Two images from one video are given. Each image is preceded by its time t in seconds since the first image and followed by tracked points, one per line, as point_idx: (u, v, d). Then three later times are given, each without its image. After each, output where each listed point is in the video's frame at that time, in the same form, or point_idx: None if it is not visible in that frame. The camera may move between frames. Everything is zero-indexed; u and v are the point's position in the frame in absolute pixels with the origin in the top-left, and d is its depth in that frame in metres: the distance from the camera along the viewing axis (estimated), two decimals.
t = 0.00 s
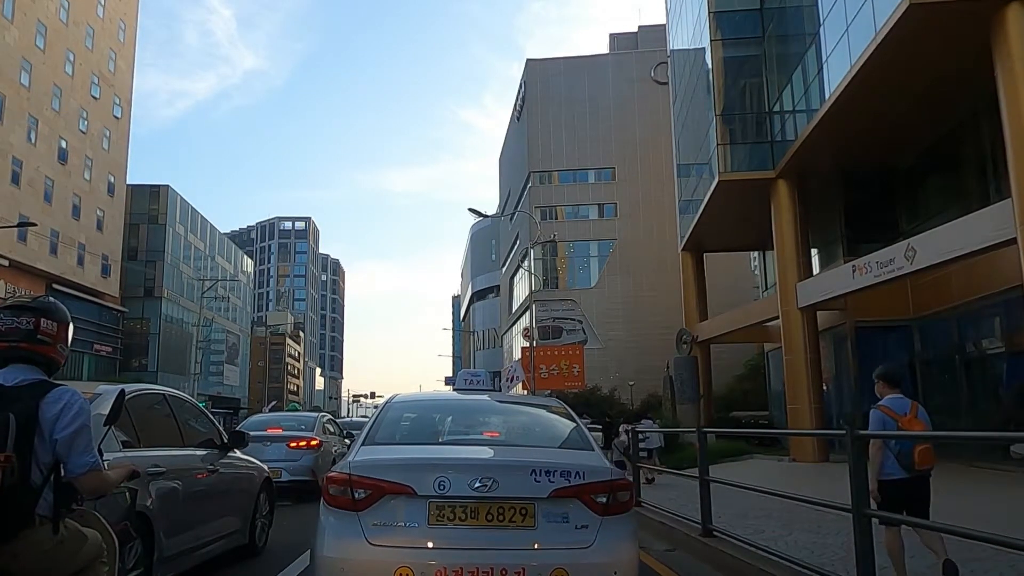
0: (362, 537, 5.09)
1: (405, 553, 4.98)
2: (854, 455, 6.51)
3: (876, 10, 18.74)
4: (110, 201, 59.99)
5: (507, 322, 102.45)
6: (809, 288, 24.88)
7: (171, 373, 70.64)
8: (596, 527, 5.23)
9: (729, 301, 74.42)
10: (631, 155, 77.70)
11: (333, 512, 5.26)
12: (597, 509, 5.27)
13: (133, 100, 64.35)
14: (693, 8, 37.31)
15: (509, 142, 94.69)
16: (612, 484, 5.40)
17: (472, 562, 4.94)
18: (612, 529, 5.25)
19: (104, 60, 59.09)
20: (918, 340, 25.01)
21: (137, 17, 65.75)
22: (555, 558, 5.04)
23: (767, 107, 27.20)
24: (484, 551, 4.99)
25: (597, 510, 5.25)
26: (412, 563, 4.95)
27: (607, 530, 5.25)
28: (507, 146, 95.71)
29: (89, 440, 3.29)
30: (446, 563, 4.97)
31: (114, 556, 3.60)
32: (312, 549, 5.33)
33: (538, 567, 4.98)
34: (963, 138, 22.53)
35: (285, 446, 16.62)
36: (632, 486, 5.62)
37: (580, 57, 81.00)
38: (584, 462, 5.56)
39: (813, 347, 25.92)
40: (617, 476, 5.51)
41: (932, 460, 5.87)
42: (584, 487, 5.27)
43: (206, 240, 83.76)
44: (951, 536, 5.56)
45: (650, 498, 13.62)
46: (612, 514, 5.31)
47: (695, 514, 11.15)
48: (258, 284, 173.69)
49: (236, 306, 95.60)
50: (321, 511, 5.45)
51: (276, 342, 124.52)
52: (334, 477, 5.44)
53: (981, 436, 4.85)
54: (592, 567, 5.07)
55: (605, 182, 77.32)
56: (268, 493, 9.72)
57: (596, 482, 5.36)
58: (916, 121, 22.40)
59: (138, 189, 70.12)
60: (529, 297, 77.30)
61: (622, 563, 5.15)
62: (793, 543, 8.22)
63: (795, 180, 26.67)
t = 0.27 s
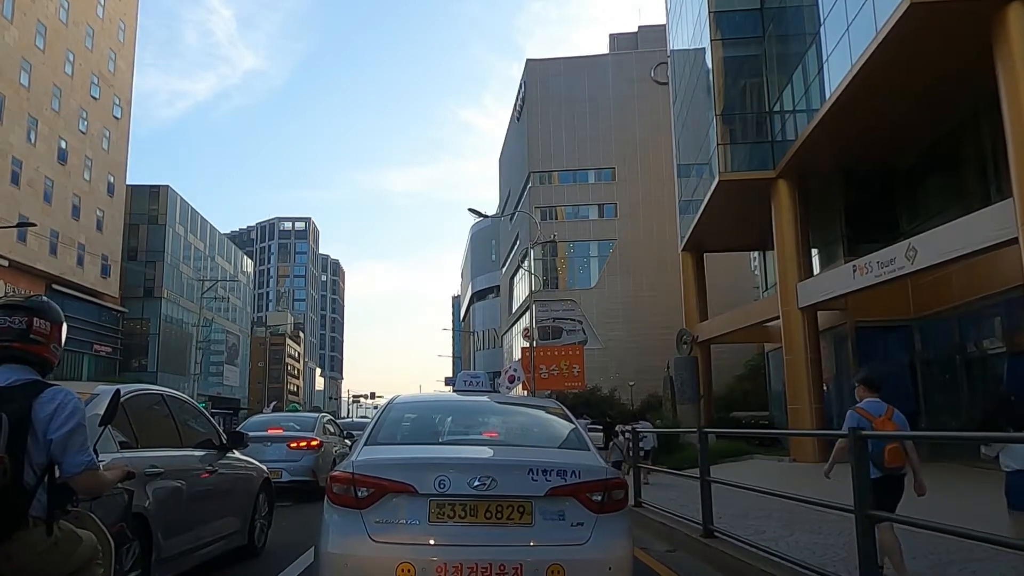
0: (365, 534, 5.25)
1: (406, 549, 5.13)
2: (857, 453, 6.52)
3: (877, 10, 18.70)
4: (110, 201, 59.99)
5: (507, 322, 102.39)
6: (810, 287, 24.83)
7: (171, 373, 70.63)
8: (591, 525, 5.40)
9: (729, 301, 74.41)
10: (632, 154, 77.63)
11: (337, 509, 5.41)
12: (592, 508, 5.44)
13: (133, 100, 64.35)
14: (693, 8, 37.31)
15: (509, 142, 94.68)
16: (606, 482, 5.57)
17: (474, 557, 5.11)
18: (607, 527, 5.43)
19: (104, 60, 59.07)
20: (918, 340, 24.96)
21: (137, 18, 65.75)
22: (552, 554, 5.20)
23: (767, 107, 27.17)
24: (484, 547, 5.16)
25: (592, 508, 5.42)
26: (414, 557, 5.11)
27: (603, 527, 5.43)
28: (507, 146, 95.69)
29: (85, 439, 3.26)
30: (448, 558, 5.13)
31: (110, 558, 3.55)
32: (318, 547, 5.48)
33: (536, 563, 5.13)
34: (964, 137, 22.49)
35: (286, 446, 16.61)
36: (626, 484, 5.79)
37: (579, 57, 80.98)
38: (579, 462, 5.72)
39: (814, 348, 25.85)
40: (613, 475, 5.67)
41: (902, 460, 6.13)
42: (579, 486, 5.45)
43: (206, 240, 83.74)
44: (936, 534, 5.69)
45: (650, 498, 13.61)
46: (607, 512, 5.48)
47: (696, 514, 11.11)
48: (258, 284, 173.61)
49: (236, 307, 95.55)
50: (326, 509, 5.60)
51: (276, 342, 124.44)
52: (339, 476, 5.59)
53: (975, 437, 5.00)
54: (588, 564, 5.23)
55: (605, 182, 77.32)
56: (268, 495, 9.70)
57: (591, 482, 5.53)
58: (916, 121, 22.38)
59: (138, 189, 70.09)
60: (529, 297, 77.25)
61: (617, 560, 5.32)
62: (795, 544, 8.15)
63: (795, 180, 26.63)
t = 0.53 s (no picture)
0: (367, 531, 5.22)
1: (409, 545, 5.10)
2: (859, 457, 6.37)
3: (879, 8, 18.63)
4: (110, 201, 59.97)
5: (507, 322, 102.39)
6: (810, 287, 24.77)
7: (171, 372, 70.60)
8: (586, 521, 5.36)
9: (729, 301, 74.41)
10: (632, 154, 77.59)
11: (340, 507, 5.36)
12: (588, 505, 5.40)
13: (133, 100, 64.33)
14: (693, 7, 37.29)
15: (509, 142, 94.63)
16: (602, 480, 5.52)
17: (474, 553, 5.08)
18: (604, 523, 5.38)
19: (104, 60, 59.00)
20: (919, 340, 24.95)
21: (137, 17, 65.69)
22: (550, 550, 5.18)
23: (768, 106, 27.13)
24: (482, 543, 5.12)
25: (588, 504, 5.38)
26: (415, 554, 5.08)
27: (598, 523, 5.39)
28: (507, 146, 95.65)
29: (77, 438, 3.21)
30: (449, 553, 5.11)
31: (104, 560, 3.49)
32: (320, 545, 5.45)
33: (533, 558, 5.10)
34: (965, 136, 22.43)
35: (286, 446, 16.55)
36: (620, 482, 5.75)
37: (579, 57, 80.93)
38: (575, 460, 5.67)
39: (816, 348, 25.77)
40: (608, 472, 5.62)
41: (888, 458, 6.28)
42: (575, 484, 5.41)
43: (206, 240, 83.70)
44: (937, 533, 5.62)
45: (650, 498, 13.55)
46: (603, 509, 5.44)
47: (697, 515, 11.03)
48: (258, 283, 173.58)
49: (236, 306, 95.50)
50: (328, 506, 5.56)
51: (276, 342, 124.43)
52: (342, 474, 5.53)
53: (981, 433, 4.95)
54: (585, 561, 5.19)
55: (605, 182, 77.28)
56: (267, 496, 9.67)
57: (587, 479, 5.48)
58: (917, 120, 22.36)
59: (138, 189, 70.03)
60: (529, 296, 77.22)
61: (612, 555, 5.29)
62: (796, 544, 8.08)
63: (796, 179, 26.58)
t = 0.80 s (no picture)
0: (370, 527, 5.31)
1: (410, 541, 5.18)
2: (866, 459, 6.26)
3: (881, 6, 18.54)
4: (110, 201, 59.91)
5: (507, 322, 102.30)
6: (812, 287, 24.67)
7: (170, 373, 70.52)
8: (581, 518, 5.42)
9: (729, 301, 74.39)
10: (632, 154, 77.51)
11: (346, 504, 5.44)
12: (582, 502, 5.46)
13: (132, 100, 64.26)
14: (693, 7, 37.24)
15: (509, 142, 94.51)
16: (596, 477, 5.59)
17: (473, 549, 5.15)
18: (597, 520, 5.45)
19: (103, 60, 58.93)
20: (921, 340, 24.86)
21: (136, 17, 65.61)
22: (545, 545, 5.23)
23: (769, 106, 27.06)
24: (480, 539, 5.19)
25: (582, 502, 5.44)
26: (417, 550, 5.15)
27: (592, 519, 5.46)
28: (507, 146, 95.56)
29: (65, 439, 3.14)
30: (449, 548, 5.19)
31: (96, 563, 3.41)
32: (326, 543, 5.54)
33: (529, 554, 5.17)
34: (967, 135, 22.35)
35: (286, 446, 16.48)
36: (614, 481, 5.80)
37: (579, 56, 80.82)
38: (570, 459, 5.74)
39: (817, 348, 25.68)
40: (602, 471, 5.69)
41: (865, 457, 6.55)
42: (570, 481, 5.47)
43: (206, 240, 83.63)
44: (937, 534, 5.59)
45: (651, 498, 13.50)
46: (597, 506, 5.51)
47: (699, 515, 10.95)
48: (258, 284, 173.55)
49: (236, 306, 95.43)
50: (333, 504, 5.65)
51: (276, 342, 124.36)
52: (346, 473, 5.62)
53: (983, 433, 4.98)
54: (580, 557, 5.25)
55: (605, 182, 77.21)
56: (265, 498, 9.60)
57: (581, 477, 5.54)
58: (918, 119, 22.31)
59: (137, 189, 69.94)
60: (529, 297, 77.13)
61: (607, 550, 5.35)
62: (798, 546, 8.01)
63: (797, 178, 26.51)
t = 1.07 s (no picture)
0: (373, 522, 5.47)
1: (412, 535, 5.36)
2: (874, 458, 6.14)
3: (884, 4, 18.44)
4: (109, 200, 59.81)
5: (507, 322, 102.19)
6: (813, 286, 24.59)
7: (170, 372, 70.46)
8: (576, 514, 5.61)
9: (729, 300, 74.33)
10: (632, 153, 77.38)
11: (349, 501, 5.61)
12: (577, 498, 5.65)
13: (132, 99, 64.13)
14: (694, 6, 37.12)
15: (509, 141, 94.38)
16: (590, 475, 5.79)
17: (472, 543, 5.34)
18: (592, 516, 5.65)
19: (103, 59, 58.81)
20: (923, 339, 24.78)
21: (136, 16, 65.47)
22: (542, 540, 5.43)
23: (770, 104, 26.97)
24: (479, 534, 5.38)
25: (578, 498, 5.63)
26: (419, 544, 5.33)
27: (586, 516, 5.65)
28: (507, 145, 95.41)
29: (53, 439, 3.07)
30: (449, 543, 5.37)
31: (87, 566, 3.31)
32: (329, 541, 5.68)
33: (526, 548, 5.36)
34: (970, 134, 22.26)
35: (286, 445, 16.37)
36: (609, 479, 6.01)
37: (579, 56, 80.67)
38: (564, 457, 5.95)
39: (819, 348, 25.61)
40: (596, 469, 5.90)
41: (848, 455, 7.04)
42: (566, 479, 5.67)
43: (206, 239, 83.51)
44: (935, 533, 5.63)
45: (652, 498, 13.44)
46: (592, 502, 5.71)
47: (701, 515, 10.88)
48: (258, 283, 173.42)
49: (236, 306, 95.32)
50: (336, 501, 5.83)
51: (276, 342, 124.25)
52: (349, 471, 5.80)
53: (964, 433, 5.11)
54: (575, 551, 5.46)
55: (605, 181, 77.10)
56: (263, 496, 9.52)
57: (576, 475, 5.73)
58: (920, 117, 22.22)
59: (137, 188, 69.84)
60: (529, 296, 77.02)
61: (601, 543, 5.58)
62: (804, 547, 7.89)
63: (799, 177, 26.41)
